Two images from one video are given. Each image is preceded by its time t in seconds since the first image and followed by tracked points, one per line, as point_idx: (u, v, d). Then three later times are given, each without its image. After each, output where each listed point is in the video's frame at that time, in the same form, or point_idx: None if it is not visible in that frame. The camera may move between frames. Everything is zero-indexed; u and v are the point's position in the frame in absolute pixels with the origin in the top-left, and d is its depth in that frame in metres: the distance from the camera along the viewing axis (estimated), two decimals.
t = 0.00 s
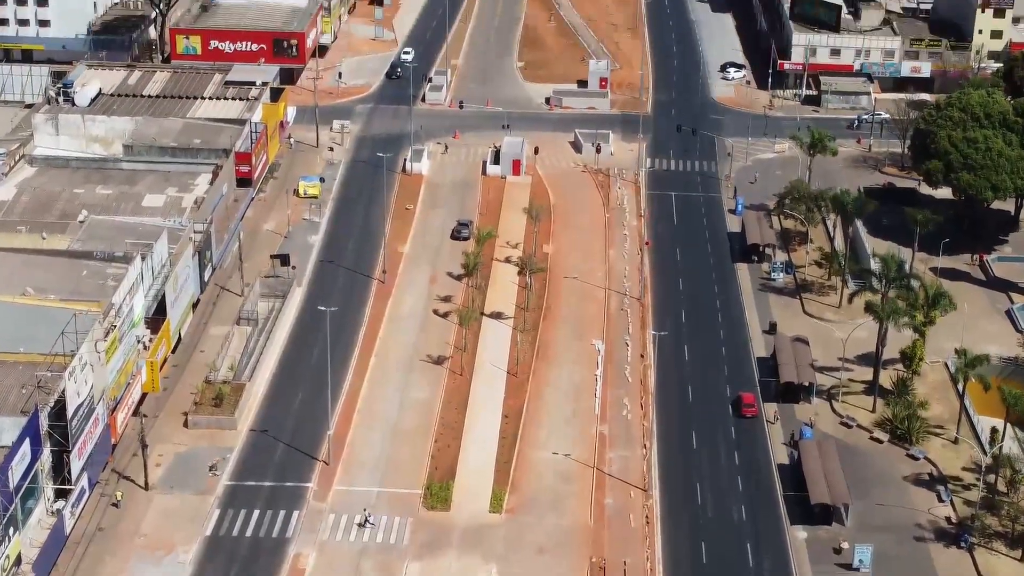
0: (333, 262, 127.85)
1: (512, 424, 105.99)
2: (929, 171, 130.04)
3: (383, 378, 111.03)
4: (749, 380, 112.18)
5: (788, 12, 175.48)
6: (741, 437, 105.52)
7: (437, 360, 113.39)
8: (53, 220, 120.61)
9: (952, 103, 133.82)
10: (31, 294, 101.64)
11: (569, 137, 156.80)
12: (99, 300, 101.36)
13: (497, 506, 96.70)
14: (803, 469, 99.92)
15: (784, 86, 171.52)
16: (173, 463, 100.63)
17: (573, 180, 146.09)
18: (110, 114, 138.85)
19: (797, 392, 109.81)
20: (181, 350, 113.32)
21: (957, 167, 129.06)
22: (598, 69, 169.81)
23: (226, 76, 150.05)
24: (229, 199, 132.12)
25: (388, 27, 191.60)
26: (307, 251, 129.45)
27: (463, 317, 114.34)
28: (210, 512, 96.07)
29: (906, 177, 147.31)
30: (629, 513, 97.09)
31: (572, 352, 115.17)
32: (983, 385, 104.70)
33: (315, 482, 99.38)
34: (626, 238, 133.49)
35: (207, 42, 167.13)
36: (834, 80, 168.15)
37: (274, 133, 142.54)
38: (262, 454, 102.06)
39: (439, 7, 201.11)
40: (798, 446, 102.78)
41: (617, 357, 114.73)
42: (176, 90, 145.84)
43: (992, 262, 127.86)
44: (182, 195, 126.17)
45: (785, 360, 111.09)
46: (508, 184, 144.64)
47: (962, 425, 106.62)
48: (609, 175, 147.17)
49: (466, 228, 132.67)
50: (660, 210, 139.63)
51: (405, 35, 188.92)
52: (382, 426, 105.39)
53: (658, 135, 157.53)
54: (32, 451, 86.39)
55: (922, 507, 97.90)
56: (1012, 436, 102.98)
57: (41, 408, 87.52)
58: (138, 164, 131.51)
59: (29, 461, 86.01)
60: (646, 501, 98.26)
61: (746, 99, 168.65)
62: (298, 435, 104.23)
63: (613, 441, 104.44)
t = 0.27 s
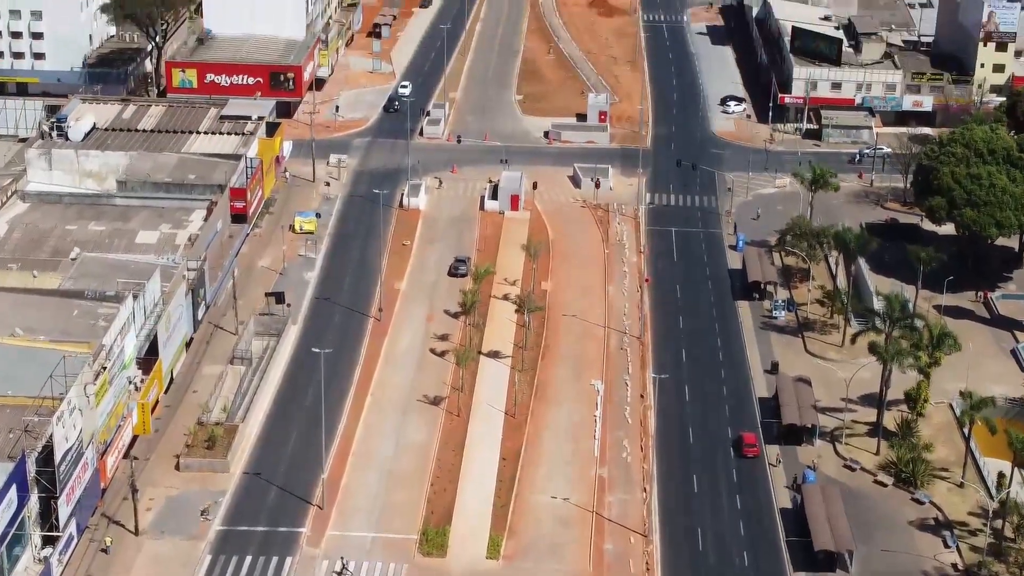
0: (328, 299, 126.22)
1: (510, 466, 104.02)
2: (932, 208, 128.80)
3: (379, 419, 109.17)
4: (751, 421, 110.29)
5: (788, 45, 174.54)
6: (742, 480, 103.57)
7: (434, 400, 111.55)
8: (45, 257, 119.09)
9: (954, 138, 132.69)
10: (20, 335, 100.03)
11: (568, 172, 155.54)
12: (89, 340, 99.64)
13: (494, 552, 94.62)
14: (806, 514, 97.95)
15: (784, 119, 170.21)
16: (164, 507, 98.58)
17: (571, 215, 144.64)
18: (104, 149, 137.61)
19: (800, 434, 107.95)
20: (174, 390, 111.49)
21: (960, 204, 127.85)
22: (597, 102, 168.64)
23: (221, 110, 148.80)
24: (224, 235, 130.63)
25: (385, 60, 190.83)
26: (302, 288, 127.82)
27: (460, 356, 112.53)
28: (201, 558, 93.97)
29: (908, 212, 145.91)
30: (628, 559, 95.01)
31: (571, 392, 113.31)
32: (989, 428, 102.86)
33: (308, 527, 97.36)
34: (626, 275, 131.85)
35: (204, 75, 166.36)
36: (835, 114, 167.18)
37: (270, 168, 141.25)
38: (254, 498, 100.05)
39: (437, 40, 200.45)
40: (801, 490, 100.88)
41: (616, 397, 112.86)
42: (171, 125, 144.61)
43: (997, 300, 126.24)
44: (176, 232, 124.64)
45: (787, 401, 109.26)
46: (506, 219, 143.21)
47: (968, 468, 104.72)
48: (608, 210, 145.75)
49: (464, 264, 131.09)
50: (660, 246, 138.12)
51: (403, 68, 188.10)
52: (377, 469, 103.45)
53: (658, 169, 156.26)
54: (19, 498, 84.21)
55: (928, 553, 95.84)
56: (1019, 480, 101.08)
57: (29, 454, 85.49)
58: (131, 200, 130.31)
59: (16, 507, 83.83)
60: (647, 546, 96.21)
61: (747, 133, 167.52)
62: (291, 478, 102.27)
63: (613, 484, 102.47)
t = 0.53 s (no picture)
0: (324, 322, 124.57)
1: (508, 495, 102.19)
2: (936, 230, 127.00)
3: (374, 446, 107.40)
4: (753, 447, 108.51)
5: (789, 62, 173.03)
6: (744, 507, 101.76)
7: (431, 426, 109.77)
8: (37, 280, 117.39)
9: (958, 159, 131.12)
10: (9, 361, 98.33)
11: (567, 191, 154.03)
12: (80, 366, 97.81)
13: None
14: (810, 543, 96.14)
15: (786, 138, 169.34)
16: (156, 537, 96.61)
17: (570, 235, 143.02)
18: (98, 169, 136.02)
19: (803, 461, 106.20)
20: (166, 416, 109.63)
21: (965, 224, 126.02)
22: (597, 120, 167.18)
23: (217, 129, 147.25)
24: (219, 256, 128.85)
25: (383, 77, 189.61)
26: (298, 310, 126.13)
27: (458, 381, 110.76)
28: None
29: (912, 232, 144.19)
30: None
31: (569, 417, 111.52)
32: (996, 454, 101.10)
33: (303, 557, 95.50)
34: (626, 297, 130.19)
35: (200, 92, 164.95)
36: (837, 132, 165.72)
37: (265, 188, 139.53)
38: (248, 527, 98.17)
39: (436, 57, 199.27)
40: (805, 519, 99.06)
41: (616, 423, 111.10)
42: (166, 144, 143.10)
43: (1002, 321, 124.56)
44: (170, 253, 122.96)
45: (790, 427, 107.51)
46: (505, 240, 141.61)
47: (974, 495, 102.96)
48: (608, 230, 144.19)
49: (462, 285, 129.39)
50: (660, 267, 136.51)
51: (401, 86, 186.84)
52: (373, 497, 101.63)
53: (658, 188, 154.72)
54: (6, 530, 82.11)
55: None
56: None
57: (16, 485, 83.49)
58: (125, 221, 128.48)
59: (2, 540, 81.75)
60: None
61: (748, 151, 166.06)
62: (286, 507, 100.44)
63: (613, 512, 100.68)
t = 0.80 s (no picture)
0: (320, 349, 122.69)
1: (506, 528, 100.17)
2: (941, 254, 125.20)
3: (371, 478, 105.37)
4: (756, 479, 106.46)
5: (791, 83, 171.44)
6: (748, 541, 99.68)
7: (428, 457, 107.82)
8: (28, 307, 115.53)
9: (963, 183, 129.24)
10: None
11: (567, 214, 152.35)
12: (70, 398, 95.82)
13: None
14: None
15: (788, 160, 168.08)
16: (146, 573, 94.40)
17: (570, 260, 141.23)
18: (91, 194, 134.32)
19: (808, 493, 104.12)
20: (159, 447, 107.56)
21: (970, 249, 124.23)
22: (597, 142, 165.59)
23: (212, 152, 145.63)
24: (214, 283, 126.97)
25: (381, 98, 188.23)
26: (294, 337, 124.27)
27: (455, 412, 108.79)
28: None
29: (916, 256, 142.44)
30: None
31: (569, 447, 109.53)
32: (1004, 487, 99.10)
33: None
34: (626, 323, 128.32)
35: (196, 114, 163.20)
36: (840, 154, 163.99)
37: (261, 213, 137.64)
38: (241, 562, 96.02)
39: (434, 78, 197.95)
40: (810, 554, 96.97)
41: (617, 453, 109.10)
42: (161, 168, 141.48)
43: (1008, 348, 122.72)
44: (163, 280, 121.16)
45: (794, 458, 105.49)
46: (504, 264, 139.84)
47: (982, 528, 100.93)
48: (608, 254, 142.41)
49: (460, 311, 127.51)
50: (662, 292, 134.65)
51: (399, 107, 185.42)
52: (369, 531, 99.55)
53: (659, 212, 153.01)
54: None
55: None
56: None
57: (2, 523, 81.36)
58: (119, 248, 126.44)
59: None
60: None
61: (750, 173, 164.41)
62: (279, 541, 98.34)
63: (614, 546, 98.62)
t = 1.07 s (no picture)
0: (317, 375, 120.91)
1: (506, 559, 98.27)
2: (946, 278, 123.53)
3: (367, 508, 103.48)
4: (760, 508, 104.51)
5: (792, 103, 169.96)
6: (752, 572, 97.71)
7: (426, 486, 105.93)
8: (20, 334, 113.79)
9: (968, 206, 127.69)
10: None
11: (567, 236, 150.76)
12: (61, 429, 93.99)
13: None
14: None
15: (789, 180, 166.82)
16: None
17: (570, 282, 139.57)
18: (86, 217, 132.70)
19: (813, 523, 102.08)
20: (152, 477, 105.63)
21: (975, 273, 122.52)
22: (597, 162, 164.38)
23: (208, 175, 144.06)
24: (209, 308, 125.27)
25: (379, 118, 186.92)
26: (290, 363, 122.48)
27: (453, 440, 106.91)
28: None
29: (920, 278, 140.91)
30: None
31: (569, 476, 107.61)
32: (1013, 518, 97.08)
33: None
34: (627, 347, 126.51)
35: (192, 135, 161.83)
36: (842, 174, 162.42)
37: (258, 236, 135.97)
38: None
39: (433, 97, 196.68)
40: None
41: (618, 482, 107.20)
42: (156, 190, 139.89)
43: (1015, 372, 120.89)
44: (157, 305, 119.46)
45: (799, 487, 103.59)
46: (504, 287, 138.22)
47: (990, 559, 98.97)
48: (608, 277, 140.74)
49: (458, 336, 125.71)
50: (663, 316, 132.89)
51: (397, 127, 184.04)
52: (365, 563, 97.62)
53: (660, 233, 151.39)
54: None
55: None
56: None
57: None
58: (113, 272, 124.74)
59: None
60: None
61: (752, 194, 162.83)
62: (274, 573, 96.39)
63: None
